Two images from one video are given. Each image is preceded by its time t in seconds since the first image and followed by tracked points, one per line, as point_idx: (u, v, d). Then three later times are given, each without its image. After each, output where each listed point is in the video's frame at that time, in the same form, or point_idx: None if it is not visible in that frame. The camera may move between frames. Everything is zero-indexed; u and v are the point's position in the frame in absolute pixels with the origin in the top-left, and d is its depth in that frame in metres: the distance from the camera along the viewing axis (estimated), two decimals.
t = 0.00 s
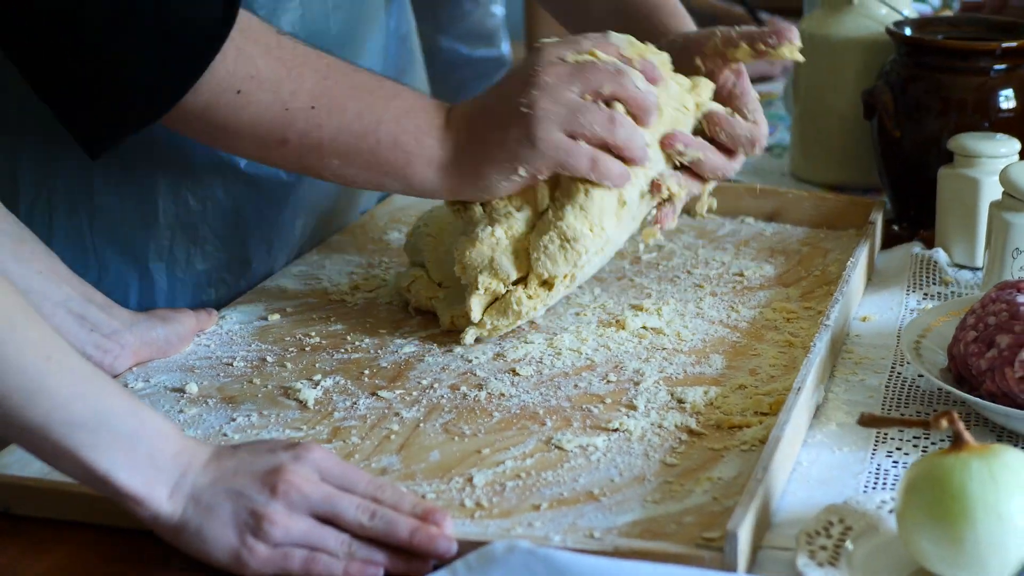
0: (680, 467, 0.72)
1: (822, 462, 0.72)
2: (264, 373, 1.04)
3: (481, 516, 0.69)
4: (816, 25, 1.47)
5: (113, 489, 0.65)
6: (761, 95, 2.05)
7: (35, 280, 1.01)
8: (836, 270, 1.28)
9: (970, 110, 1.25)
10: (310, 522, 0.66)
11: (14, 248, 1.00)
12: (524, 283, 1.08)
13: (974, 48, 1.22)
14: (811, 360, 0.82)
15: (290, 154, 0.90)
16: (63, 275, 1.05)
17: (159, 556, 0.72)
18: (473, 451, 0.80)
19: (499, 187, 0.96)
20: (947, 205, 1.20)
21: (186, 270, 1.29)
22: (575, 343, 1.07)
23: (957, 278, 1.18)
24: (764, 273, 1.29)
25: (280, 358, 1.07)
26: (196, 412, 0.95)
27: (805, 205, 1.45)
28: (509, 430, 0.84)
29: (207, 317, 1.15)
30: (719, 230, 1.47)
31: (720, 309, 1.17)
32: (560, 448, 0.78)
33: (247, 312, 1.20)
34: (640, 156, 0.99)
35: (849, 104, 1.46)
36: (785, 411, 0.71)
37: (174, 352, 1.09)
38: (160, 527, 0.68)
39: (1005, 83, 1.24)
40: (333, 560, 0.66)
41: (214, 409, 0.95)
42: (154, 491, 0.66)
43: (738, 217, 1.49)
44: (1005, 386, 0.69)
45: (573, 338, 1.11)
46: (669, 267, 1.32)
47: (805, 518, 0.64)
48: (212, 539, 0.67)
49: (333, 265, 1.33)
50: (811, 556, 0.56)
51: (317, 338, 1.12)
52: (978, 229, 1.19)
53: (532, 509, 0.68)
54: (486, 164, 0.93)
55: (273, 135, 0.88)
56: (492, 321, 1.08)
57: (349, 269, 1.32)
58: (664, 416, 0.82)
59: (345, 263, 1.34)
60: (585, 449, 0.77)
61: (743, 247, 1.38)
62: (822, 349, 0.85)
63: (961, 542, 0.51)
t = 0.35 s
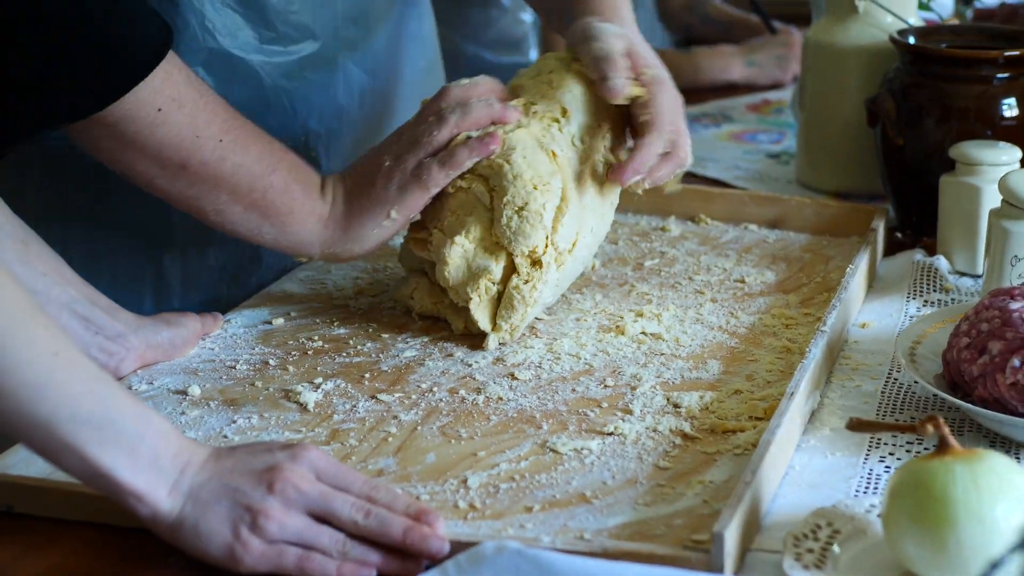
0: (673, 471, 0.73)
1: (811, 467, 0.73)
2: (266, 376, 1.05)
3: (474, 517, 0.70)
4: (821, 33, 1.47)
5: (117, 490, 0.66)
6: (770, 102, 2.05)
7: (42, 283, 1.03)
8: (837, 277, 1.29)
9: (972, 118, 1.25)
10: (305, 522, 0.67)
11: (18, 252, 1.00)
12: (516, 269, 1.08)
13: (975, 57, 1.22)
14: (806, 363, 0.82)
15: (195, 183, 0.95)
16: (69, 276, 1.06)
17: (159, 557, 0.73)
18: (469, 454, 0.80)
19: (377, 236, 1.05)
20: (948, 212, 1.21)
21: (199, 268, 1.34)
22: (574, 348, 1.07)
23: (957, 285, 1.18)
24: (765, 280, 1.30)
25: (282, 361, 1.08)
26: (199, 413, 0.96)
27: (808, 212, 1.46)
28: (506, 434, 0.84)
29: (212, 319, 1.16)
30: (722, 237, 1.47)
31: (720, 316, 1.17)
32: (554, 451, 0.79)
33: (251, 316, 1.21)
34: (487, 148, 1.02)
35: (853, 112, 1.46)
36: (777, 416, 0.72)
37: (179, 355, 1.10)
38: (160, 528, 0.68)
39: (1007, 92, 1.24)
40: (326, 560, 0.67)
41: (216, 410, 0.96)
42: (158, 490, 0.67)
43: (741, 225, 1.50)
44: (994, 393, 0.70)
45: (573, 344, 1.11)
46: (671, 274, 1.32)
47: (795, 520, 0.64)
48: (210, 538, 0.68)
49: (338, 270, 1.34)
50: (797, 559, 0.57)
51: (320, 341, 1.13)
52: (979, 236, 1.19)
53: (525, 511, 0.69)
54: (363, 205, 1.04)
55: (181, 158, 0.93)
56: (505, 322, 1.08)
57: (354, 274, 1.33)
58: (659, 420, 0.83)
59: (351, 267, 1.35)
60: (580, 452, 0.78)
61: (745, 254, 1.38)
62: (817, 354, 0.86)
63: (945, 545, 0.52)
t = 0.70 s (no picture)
0: (673, 471, 0.74)
1: (807, 466, 0.73)
2: (274, 377, 1.06)
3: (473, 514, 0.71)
4: (831, 38, 1.47)
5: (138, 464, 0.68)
6: (784, 107, 2.05)
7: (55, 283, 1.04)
8: (842, 280, 1.29)
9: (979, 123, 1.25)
10: (307, 517, 0.68)
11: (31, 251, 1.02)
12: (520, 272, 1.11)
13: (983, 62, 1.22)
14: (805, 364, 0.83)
15: (160, 97, 0.89)
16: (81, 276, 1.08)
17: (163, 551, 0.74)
18: (471, 452, 0.81)
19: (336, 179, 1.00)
20: (954, 217, 1.21)
21: (202, 246, 1.29)
22: (579, 350, 1.08)
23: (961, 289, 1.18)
24: (770, 283, 1.30)
25: (289, 362, 1.09)
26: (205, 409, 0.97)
27: (815, 216, 1.46)
28: (509, 434, 0.85)
29: (222, 319, 1.17)
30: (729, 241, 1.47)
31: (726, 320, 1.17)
32: (553, 450, 0.80)
33: (260, 316, 1.23)
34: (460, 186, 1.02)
35: (863, 117, 1.46)
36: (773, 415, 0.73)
37: (189, 355, 1.12)
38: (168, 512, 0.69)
39: (1015, 97, 1.24)
40: (327, 556, 0.68)
41: (224, 409, 0.98)
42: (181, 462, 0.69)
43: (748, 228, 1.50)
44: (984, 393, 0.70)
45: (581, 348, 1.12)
46: (677, 277, 1.33)
47: (787, 521, 0.65)
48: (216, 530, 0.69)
49: (348, 271, 1.35)
50: (788, 558, 0.58)
51: (328, 341, 1.14)
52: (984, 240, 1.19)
53: (522, 509, 0.70)
54: (329, 152, 0.97)
55: (145, 76, 0.87)
56: (518, 328, 1.09)
57: (363, 275, 1.34)
58: (658, 421, 0.84)
59: (360, 269, 1.36)
60: (579, 452, 0.79)
61: (752, 257, 1.39)
62: (816, 356, 0.86)
63: (932, 545, 0.52)
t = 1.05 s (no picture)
0: (669, 480, 0.74)
1: (805, 476, 0.73)
2: (279, 384, 1.07)
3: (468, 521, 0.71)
4: (842, 48, 1.47)
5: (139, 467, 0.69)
6: (798, 116, 2.04)
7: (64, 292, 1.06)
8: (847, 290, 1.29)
9: (989, 134, 1.25)
10: (303, 525, 0.69)
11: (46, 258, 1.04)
12: (505, 283, 1.08)
13: (990, 73, 1.22)
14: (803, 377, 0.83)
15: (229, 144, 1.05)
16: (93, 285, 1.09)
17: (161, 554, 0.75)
18: (470, 460, 0.82)
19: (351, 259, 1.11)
20: (960, 227, 1.20)
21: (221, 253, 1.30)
22: (582, 360, 1.08)
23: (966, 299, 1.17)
24: (775, 293, 1.30)
25: (293, 369, 1.10)
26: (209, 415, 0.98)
27: (823, 225, 1.46)
28: (510, 442, 0.86)
29: (230, 326, 1.18)
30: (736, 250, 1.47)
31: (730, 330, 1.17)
32: (551, 459, 0.80)
33: (267, 324, 1.24)
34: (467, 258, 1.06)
35: (873, 128, 1.46)
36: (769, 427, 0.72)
37: (198, 363, 1.12)
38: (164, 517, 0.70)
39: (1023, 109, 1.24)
40: (321, 563, 0.69)
41: (227, 416, 0.99)
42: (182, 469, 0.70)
43: (757, 238, 1.49)
44: (981, 404, 0.70)
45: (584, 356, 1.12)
46: (683, 287, 1.33)
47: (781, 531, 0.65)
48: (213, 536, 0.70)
49: (356, 280, 1.36)
50: (779, 566, 0.58)
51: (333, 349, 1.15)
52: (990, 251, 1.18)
53: (516, 516, 0.71)
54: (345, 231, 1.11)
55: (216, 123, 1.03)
56: (526, 335, 1.07)
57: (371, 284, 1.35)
58: (656, 430, 0.84)
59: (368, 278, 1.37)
60: (576, 460, 0.79)
61: (758, 267, 1.38)
62: (816, 366, 0.86)
63: (920, 554, 0.53)
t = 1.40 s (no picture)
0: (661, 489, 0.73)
1: (800, 490, 0.71)
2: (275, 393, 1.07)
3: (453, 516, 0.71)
4: (863, 55, 1.44)
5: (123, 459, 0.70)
6: (823, 123, 2.01)
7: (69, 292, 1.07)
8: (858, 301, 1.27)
9: (1008, 146, 1.22)
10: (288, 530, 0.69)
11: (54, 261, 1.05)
12: (572, 339, 1.04)
13: (1010, 83, 1.19)
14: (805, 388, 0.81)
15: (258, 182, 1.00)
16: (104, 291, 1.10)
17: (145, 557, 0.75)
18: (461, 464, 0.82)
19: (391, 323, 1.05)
20: (973, 239, 1.18)
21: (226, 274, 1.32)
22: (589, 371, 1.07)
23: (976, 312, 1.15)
24: (785, 303, 1.28)
25: (294, 372, 1.10)
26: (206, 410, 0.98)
27: (836, 234, 1.44)
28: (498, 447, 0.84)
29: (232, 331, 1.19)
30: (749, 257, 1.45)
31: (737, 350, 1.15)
32: (544, 466, 0.79)
33: (272, 328, 1.23)
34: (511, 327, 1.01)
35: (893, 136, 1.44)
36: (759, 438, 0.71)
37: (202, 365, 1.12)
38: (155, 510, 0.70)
39: None
40: (305, 567, 0.68)
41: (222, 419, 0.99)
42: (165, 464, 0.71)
43: (769, 246, 1.47)
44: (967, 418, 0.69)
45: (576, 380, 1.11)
46: (692, 295, 1.31)
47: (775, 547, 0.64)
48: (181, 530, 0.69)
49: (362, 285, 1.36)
50: None
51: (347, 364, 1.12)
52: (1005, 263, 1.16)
53: (505, 524, 0.70)
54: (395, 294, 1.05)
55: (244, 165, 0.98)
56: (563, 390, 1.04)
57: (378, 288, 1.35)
58: (653, 439, 0.83)
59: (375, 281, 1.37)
60: (569, 468, 0.78)
61: (769, 276, 1.36)
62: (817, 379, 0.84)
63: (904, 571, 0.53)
